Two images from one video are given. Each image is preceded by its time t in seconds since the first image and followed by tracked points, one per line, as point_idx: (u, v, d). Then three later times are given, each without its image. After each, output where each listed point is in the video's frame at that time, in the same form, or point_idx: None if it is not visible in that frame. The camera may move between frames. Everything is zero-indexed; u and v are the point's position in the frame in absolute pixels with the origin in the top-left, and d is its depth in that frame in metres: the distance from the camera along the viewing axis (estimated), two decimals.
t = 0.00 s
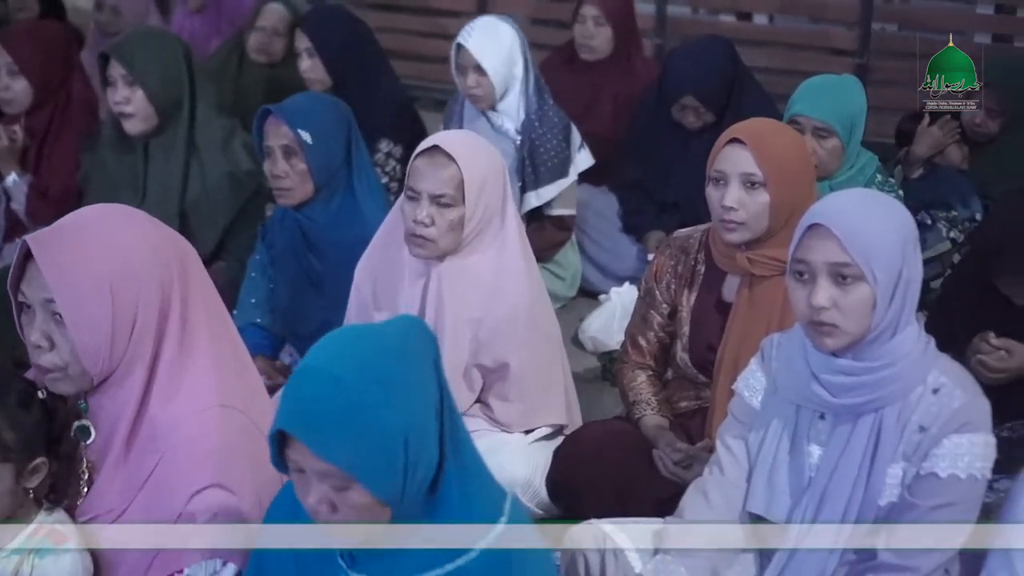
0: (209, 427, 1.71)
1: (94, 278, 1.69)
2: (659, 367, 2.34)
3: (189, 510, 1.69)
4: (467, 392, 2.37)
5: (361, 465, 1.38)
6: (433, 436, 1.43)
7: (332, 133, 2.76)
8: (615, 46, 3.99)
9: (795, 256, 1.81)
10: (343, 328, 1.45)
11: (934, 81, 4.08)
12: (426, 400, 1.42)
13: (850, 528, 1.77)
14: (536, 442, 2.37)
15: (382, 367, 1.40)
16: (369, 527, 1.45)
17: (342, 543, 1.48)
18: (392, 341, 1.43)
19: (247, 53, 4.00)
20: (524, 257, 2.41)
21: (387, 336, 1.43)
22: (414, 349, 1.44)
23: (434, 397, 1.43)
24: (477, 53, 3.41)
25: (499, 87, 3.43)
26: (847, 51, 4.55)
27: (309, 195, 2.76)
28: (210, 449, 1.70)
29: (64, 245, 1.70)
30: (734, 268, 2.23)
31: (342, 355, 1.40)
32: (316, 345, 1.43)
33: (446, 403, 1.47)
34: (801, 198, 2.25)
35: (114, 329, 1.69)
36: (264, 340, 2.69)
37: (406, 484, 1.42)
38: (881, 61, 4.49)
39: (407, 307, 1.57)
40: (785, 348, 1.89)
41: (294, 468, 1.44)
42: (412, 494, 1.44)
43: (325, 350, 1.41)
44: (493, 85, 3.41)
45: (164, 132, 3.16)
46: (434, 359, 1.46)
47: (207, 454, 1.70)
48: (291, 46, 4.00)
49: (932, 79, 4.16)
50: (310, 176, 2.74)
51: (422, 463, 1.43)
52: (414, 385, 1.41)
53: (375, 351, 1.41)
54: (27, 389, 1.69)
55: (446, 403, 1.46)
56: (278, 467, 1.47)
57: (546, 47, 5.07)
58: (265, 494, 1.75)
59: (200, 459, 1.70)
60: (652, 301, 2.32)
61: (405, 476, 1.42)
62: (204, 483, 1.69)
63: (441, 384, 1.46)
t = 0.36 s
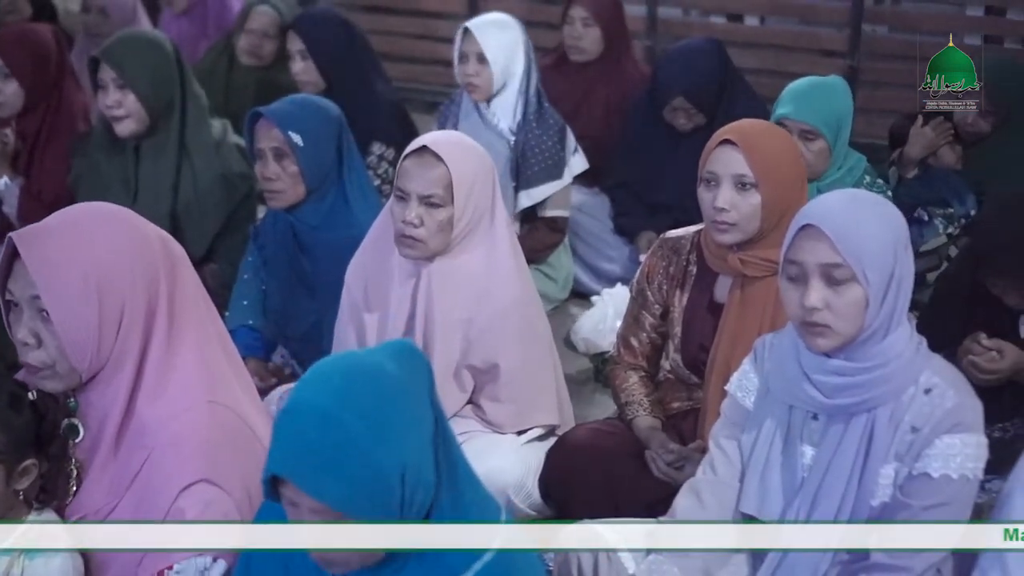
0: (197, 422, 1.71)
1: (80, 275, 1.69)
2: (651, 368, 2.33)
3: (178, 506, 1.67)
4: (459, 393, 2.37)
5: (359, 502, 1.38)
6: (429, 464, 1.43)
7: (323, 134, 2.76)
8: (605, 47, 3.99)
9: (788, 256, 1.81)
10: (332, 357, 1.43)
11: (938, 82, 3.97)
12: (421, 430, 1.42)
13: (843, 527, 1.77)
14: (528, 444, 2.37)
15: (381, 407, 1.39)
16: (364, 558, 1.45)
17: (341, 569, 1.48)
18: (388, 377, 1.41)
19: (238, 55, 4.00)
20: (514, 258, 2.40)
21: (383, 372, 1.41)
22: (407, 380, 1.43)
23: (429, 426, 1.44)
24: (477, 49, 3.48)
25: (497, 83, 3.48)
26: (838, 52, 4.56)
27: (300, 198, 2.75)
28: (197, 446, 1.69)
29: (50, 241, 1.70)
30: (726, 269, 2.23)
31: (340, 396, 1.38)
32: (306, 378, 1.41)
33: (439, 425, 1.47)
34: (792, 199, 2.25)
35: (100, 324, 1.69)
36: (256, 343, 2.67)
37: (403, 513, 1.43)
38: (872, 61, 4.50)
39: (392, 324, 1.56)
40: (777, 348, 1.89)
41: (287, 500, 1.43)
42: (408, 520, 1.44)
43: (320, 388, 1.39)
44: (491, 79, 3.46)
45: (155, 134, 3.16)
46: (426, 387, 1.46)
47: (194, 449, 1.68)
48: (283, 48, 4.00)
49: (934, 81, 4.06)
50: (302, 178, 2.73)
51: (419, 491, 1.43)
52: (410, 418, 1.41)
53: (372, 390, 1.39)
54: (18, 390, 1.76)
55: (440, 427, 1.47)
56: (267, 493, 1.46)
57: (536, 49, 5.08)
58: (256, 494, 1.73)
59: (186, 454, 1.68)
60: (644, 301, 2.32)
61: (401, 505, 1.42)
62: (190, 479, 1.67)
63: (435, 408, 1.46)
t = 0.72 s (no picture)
0: (190, 426, 1.71)
1: (75, 279, 1.68)
2: (641, 367, 2.34)
3: (169, 511, 1.67)
4: (450, 394, 2.38)
5: (342, 505, 1.37)
6: (416, 468, 1.42)
7: (312, 135, 2.76)
8: (595, 48, 3.99)
9: (776, 256, 1.82)
10: (318, 361, 1.43)
11: (934, 82, 3.92)
12: (407, 434, 1.41)
13: (833, 527, 1.77)
14: (518, 444, 2.36)
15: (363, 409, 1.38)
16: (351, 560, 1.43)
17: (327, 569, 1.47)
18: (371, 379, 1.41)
19: (228, 57, 4.00)
20: (508, 256, 2.41)
21: (367, 376, 1.41)
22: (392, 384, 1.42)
23: (414, 430, 1.42)
24: (462, 53, 3.47)
25: (485, 85, 3.49)
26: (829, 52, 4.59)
27: (289, 200, 2.74)
28: (191, 450, 1.69)
29: (44, 244, 1.70)
30: (715, 268, 2.23)
31: (322, 398, 1.38)
32: (292, 382, 1.41)
33: (427, 430, 1.46)
34: (782, 198, 2.25)
35: (94, 326, 1.69)
36: (244, 343, 2.71)
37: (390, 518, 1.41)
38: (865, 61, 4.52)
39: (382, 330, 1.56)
40: (766, 348, 1.90)
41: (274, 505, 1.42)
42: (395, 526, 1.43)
43: (303, 391, 1.39)
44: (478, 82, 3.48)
45: (144, 135, 3.17)
46: (412, 392, 1.45)
47: (187, 453, 1.69)
48: (272, 48, 4.00)
49: (932, 79, 3.98)
50: (292, 179, 2.73)
51: (406, 498, 1.41)
52: (395, 422, 1.40)
53: (356, 392, 1.39)
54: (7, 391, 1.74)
55: (428, 431, 1.46)
56: (254, 498, 1.45)
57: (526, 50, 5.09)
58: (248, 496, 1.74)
59: (179, 458, 1.69)
60: (633, 301, 2.32)
61: (388, 509, 1.40)
62: (184, 484, 1.68)
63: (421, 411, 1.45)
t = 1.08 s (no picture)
0: (181, 438, 1.69)
1: (67, 290, 1.67)
2: (627, 368, 2.34)
3: (160, 522, 1.66)
4: (436, 394, 2.36)
5: (319, 492, 1.37)
6: (396, 457, 1.42)
7: (298, 137, 2.77)
8: (581, 49, 4.00)
9: (761, 255, 1.82)
10: (300, 349, 1.43)
11: (934, 82, 4.00)
12: (388, 422, 1.41)
13: (819, 527, 1.77)
14: (505, 444, 2.37)
15: (345, 394, 1.39)
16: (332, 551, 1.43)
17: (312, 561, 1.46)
18: (355, 365, 1.42)
19: (213, 57, 4.00)
20: (491, 255, 2.41)
21: (347, 366, 1.41)
22: (373, 372, 1.42)
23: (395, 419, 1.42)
24: (432, 60, 3.44)
25: (457, 90, 3.46)
26: (812, 53, 4.60)
27: (275, 200, 2.75)
28: (182, 460, 1.68)
29: (36, 253, 1.69)
30: (701, 267, 2.24)
31: (303, 384, 1.38)
32: (272, 370, 1.40)
33: (408, 419, 1.46)
34: (766, 197, 2.25)
35: (86, 338, 1.68)
36: (231, 345, 2.70)
37: (369, 506, 1.41)
38: (849, 63, 4.53)
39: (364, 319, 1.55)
40: (751, 348, 1.90)
41: (255, 491, 1.42)
42: (375, 514, 1.43)
43: (287, 373, 1.39)
44: (451, 88, 3.44)
45: (129, 137, 3.16)
46: (394, 381, 1.44)
47: (179, 463, 1.68)
48: (257, 49, 4.00)
49: (931, 79, 4.05)
50: (277, 179, 2.73)
51: (385, 485, 1.41)
52: (375, 410, 1.40)
53: (339, 376, 1.40)
54: None
55: (409, 421, 1.45)
56: (235, 484, 1.45)
57: (510, 50, 5.09)
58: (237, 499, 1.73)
59: (172, 469, 1.68)
60: (619, 301, 2.33)
61: (365, 499, 1.41)
62: (175, 496, 1.67)
63: (401, 399, 1.45)
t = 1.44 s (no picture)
0: (168, 439, 1.69)
1: (53, 291, 1.66)
2: (611, 365, 2.35)
3: (146, 523, 1.66)
4: (419, 391, 2.37)
5: (301, 487, 1.37)
6: (381, 452, 1.41)
7: (283, 135, 2.77)
8: (567, 47, 4.00)
9: (744, 252, 1.82)
10: (285, 344, 1.42)
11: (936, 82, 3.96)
12: (373, 418, 1.40)
13: (801, 527, 1.77)
14: (488, 441, 2.37)
15: (328, 386, 1.38)
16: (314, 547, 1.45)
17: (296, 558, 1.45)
18: (342, 357, 1.41)
19: (200, 56, 3.99)
20: (474, 255, 2.42)
21: (332, 361, 1.40)
22: (358, 367, 1.41)
23: (380, 415, 1.41)
24: (413, 66, 3.41)
25: (441, 91, 3.44)
26: (797, 51, 4.61)
27: (258, 196, 2.74)
28: (168, 463, 1.68)
29: (23, 252, 1.68)
30: (684, 264, 2.24)
31: (285, 379, 1.37)
32: (256, 365, 1.40)
33: (395, 415, 1.45)
34: (750, 196, 2.26)
35: (73, 338, 1.67)
36: (216, 342, 2.70)
37: (355, 501, 1.41)
38: (835, 61, 4.54)
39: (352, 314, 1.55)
40: (736, 343, 1.90)
41: (241, 485, 1.42)
42: (360, 510, 1.42)
43: (273, 366, 1.39)
44: (434, 91, 3.42)
45: (113, 134, 3.16)
46: (380, 375, 1.44)
47: (166, 464, 1.68)
48: (242, 46, 3.99)
49: (933, 80, 4.03)
50: (261, 176, 2.73)
51: (370, 481, 1.41)
52: (359, 405, 1.39)
53: (322, 368, 1.39)
54: None
55: (394, 418, 1.44)
56: (222, 479, 1.45)
57: (497, 47, 5.09)
58: (222, 499, 1.73)
59: (159, 470, 1.68)
60: (604, 298, 2.33)
61: (350, 496, 1.40)
62: (160, 497, 1.66)
63: (388, 395, 1.44)
